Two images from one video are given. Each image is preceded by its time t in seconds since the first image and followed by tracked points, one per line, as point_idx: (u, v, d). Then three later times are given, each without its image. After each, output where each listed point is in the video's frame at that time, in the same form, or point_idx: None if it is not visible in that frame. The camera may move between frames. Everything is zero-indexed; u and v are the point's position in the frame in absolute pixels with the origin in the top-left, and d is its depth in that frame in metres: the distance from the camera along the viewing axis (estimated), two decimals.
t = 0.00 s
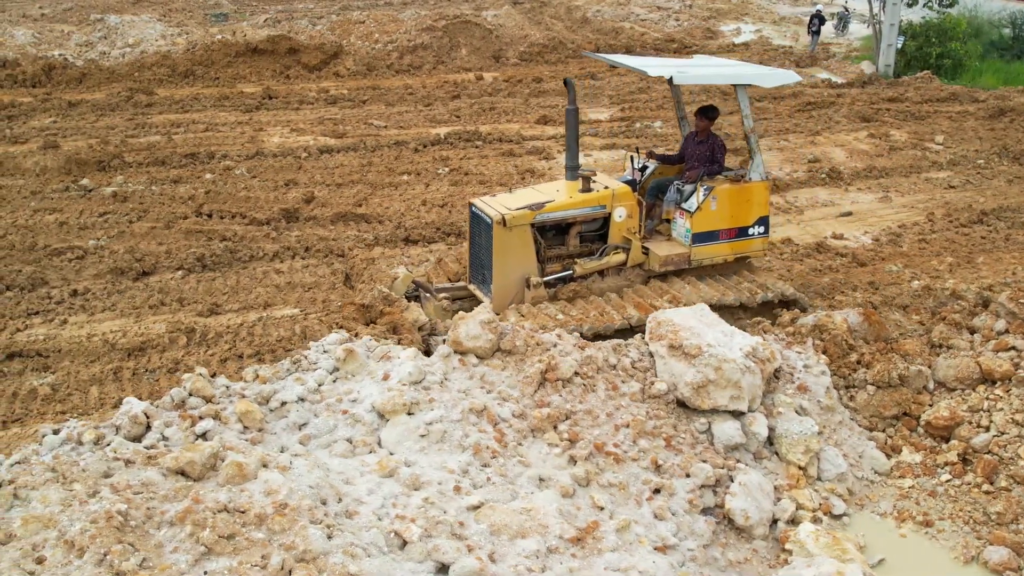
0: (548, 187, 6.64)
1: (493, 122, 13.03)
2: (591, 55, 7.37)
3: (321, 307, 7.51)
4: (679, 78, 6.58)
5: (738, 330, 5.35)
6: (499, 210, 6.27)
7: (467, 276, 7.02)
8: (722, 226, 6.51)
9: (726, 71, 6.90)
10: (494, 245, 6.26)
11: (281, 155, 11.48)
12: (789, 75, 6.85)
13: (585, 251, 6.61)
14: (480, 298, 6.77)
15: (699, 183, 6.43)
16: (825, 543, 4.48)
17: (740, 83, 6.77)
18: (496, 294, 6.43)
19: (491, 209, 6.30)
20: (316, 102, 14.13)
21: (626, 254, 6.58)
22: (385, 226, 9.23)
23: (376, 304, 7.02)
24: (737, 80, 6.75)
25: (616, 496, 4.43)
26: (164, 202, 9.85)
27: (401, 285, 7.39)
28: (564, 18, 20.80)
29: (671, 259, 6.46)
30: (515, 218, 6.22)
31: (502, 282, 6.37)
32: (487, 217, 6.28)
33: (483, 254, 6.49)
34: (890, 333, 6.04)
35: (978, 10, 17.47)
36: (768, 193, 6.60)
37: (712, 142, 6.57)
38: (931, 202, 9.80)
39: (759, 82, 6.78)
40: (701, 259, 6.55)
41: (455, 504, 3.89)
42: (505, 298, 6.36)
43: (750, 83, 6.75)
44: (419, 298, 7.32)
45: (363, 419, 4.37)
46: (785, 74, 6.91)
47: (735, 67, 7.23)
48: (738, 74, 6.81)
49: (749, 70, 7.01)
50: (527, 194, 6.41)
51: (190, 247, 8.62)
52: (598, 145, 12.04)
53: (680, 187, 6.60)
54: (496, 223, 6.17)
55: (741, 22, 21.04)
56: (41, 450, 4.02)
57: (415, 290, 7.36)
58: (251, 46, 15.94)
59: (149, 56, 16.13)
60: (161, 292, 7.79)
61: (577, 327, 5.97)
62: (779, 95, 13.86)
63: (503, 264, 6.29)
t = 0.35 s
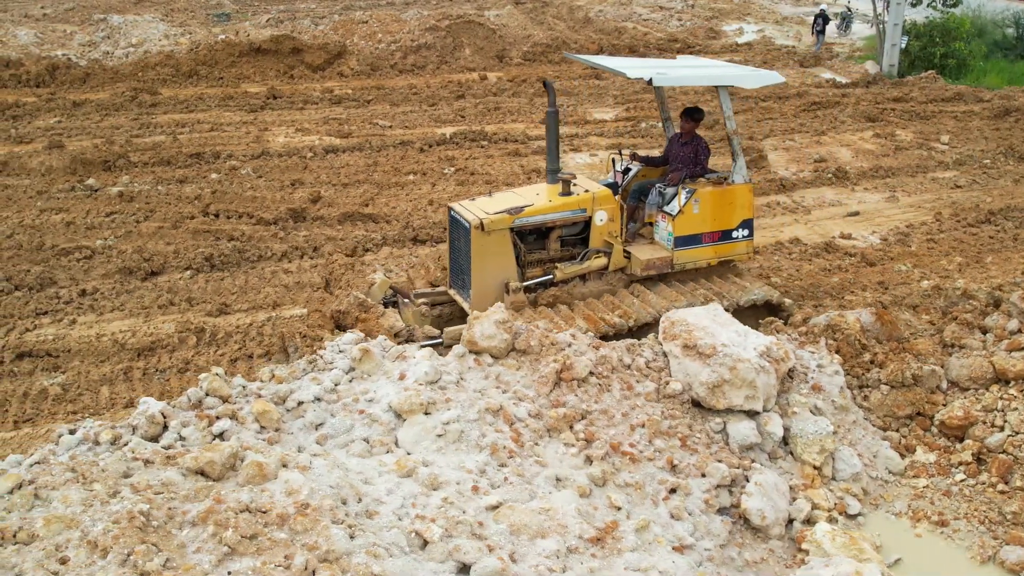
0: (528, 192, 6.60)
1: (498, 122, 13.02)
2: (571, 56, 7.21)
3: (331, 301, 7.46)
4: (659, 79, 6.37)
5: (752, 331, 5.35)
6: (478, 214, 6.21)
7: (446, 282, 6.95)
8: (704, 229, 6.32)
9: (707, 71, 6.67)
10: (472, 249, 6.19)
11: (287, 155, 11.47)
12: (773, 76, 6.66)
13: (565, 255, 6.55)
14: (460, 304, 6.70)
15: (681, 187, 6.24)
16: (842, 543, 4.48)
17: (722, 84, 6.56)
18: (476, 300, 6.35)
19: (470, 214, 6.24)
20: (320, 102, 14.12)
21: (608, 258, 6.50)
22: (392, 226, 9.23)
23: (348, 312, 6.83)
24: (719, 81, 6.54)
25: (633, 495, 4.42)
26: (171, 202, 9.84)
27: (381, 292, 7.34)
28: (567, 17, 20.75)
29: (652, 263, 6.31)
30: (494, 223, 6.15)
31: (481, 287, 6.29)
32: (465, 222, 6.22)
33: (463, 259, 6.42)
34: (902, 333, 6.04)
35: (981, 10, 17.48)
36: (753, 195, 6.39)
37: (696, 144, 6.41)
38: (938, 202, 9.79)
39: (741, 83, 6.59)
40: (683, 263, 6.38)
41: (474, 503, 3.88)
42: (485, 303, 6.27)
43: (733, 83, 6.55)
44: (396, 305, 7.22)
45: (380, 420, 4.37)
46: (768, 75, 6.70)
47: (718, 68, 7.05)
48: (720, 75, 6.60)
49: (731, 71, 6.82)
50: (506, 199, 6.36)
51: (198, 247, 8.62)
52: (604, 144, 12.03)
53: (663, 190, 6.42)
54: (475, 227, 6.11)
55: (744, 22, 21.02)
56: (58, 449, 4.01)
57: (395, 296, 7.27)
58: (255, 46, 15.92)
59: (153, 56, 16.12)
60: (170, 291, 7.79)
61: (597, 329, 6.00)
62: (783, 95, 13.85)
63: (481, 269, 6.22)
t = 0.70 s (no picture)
0: (507, 196, 6.36)
1: (503, 122, 13.00)
2: (547, 58, 7.06)
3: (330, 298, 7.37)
4: (637, 81, 6.23)
5: (767, 331, 5.34)
6: (455, 219, 5.96)
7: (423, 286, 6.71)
8: (686, 232, 6.25)
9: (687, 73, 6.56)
10: (450, 256, 5.96)
11: (293, 155, 11.45)
12: (754, 76, 6.58)
13: (545, 260, 6.35)
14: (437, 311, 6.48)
15: (662, 190, 6.17)
16: (860, 543, 4.47)
17: (702, 85, 6.47)
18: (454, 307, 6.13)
19: (447, 219, 5.99)
20: (325, 101, 14.10)
21: (588, 263, 6.36)
22: (400, 226, 9.22)
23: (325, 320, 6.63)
24: (699, 82, 6.45)
25: (650, 495, 4.41)
26: (178, 202, 9.83)
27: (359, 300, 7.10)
28: (570, 17, 20.72)
29: (633, 267, 6.24)
30: (471, 228, 5.92)
31: (458, 294, 6.07)
32: (441, 228, 5.98)
33: (439, 265, 6.18)
34: (915, 332, 6.04)
35: (985, 9, 17.48)
36: (736, 197, 6.33)
37: (678, 145, 6.33)
38: (945, 202, 9.79)
39: (721, 83, 6.50)
40: (665, 267, 6.31)
41: (494, 503, 3.87)
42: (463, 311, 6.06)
43: (713, 84, 6.45)
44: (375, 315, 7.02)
45: (397, 419, 4.36)
46: (749, 76, 6.61)
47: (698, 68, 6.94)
48: (700, 76, 6.49)
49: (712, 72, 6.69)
50: (484, 203, 6.12)
51: (206, 247, 8.61)
52: (610, 144, 12.01)
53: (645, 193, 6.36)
54: (452, 234, 5.87)
55: (747, 22, 20.98)
56: (75, 449, 3.99)
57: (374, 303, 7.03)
58: (259, 46, 15.90)
59: (157, 55, 16.10)
60: (179, 291, 7.78)
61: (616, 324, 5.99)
62: (788, 95, 13.83)
63: (460, 277, 6.00)
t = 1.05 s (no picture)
0: (488, 201, 6.40)
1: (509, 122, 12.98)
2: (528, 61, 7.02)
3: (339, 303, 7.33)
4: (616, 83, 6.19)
5: (783, 330, 5.33)
6: (434, 225, 6.01)
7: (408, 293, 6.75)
8: (670, 235, 6.20)
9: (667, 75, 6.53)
10: (429, 261, 6.00)
11: (299, 155, 11.42)
12: (737, 77, 6.56)
13: (528, 265, 6.35)
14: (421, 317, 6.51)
15: (644, 193, 6.14)
16: (878, 542, 4.47)
17: (682, 87, 6.43)
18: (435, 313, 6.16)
19: (427, 225, 6.04)
20: (330, 101, 14.08)
21: (571, 267, 6.32)
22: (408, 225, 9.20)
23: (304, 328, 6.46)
24: (679, 83, 6.41)
25: (669, 495, 4.40)
26: (185, 201, 9.82)
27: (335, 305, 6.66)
28: (573, 16, 20.68)
29: (617, 271, 6.18)
30: (450, 234, 5.96)
31: (439, 300, 6.10)
32: (421, 233, 6.02)
33: (421, 271, 6.22)
34: (930, 332, 6.04)
35: (989, 9, 17.48)
36: (719, 199, 6.30)
37: (661, 147, 6.30)
38: (954, 202, 9.78)
39: (703, 85, 6.48)
40: (649, 270, 6.25)
41: (515, 503, 3.86)
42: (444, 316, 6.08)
43: (695, 86, 6.43)
44: (355, 321, 6.72)
45: (416, 419, 4.35)
46: (730, 78, 6.57)
47: (682, 70, 6.93)
48: (680, 77, 6.45)
49: (693, 73, 6.65)
50: (464, 209, 6.16)
51: (215, 247, 8.60)
52: (616, 144, 11.99)
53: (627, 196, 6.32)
54: (431, 239, 5.91)
55: (750, 22, 20.94)
56: (93, 449, 3.98)
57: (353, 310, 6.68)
58: (263, 46, 15.85)
59: (160, 55, 16.07)
60: (189, 291, 7.78)
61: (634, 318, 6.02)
62: (794, 95, 13.83)
63: (440, 282, 6.03)
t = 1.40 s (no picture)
0: (472, 206, 6.33)
1: (514, 122, 12.96)
2: (511, 64, 6.95)
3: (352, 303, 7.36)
4: (597, 86, 6.09)
5: (801, 330, 5.32)
6: (415, 230, 5.93)
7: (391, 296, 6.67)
8: (655, 238, 6.19)
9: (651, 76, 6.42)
10: (410, 266, 5.91)
11: (306, 155, 11.40)
12: (722, 78, 6.41)
13: (511, 269, 6.31)
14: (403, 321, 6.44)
15: (629, 196, 6.12)
16: (898, 542, 4.47)
17: (665, 88, 6.31)
18: (417, 319, 6.09)
19: (408, 230, 5.96)
20: (336, 101, 14.06)
21: (555, 272, 6.30)
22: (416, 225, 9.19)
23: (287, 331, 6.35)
24: (662, 85, 6.29)
25: (689, 494, 4.39)
26: (193, 201, 9.81)
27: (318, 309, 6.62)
28: (576, 16, 20.64)
29: (602, 275, 6.14)
30: (431, 239, 5.88)
31: (421, 306, 6.03)
32: (403, 238, 5.95)
33: (402, 276, 6.14)
34: (946, 331, 6.03)
35: (994, 8, 17.48)
36: (706, 202, 6.29)
37: (646, 150, 6.27)
38: (962, 201, 9.78)
39: (688, 86, 6.32)
40: (635, 274, 6.24)
41: (537, 503, 3.85)
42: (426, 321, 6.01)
43: (678, 87, 6.28)
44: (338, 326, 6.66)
45: (437, 418, 4.34)
46: (715, 78, 6.44)
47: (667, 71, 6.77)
48: (663, 78, 6.33)
49: (677, 74, 6.54)
50: (446, 213, 6.08)
51: (224, 247, 8.60)
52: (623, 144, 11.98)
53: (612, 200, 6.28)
54: (411, 245, 5.82)
55: (753, 22, 20.91)
56: (114, 449, 3.97)
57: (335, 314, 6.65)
58: (268, 45, 15.80)
59: (165, 54, 16.04)
60: (200, 290, 7.77)
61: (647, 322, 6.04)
62: (799, 95, 13.82)
63: (421, 287, 5.96)
